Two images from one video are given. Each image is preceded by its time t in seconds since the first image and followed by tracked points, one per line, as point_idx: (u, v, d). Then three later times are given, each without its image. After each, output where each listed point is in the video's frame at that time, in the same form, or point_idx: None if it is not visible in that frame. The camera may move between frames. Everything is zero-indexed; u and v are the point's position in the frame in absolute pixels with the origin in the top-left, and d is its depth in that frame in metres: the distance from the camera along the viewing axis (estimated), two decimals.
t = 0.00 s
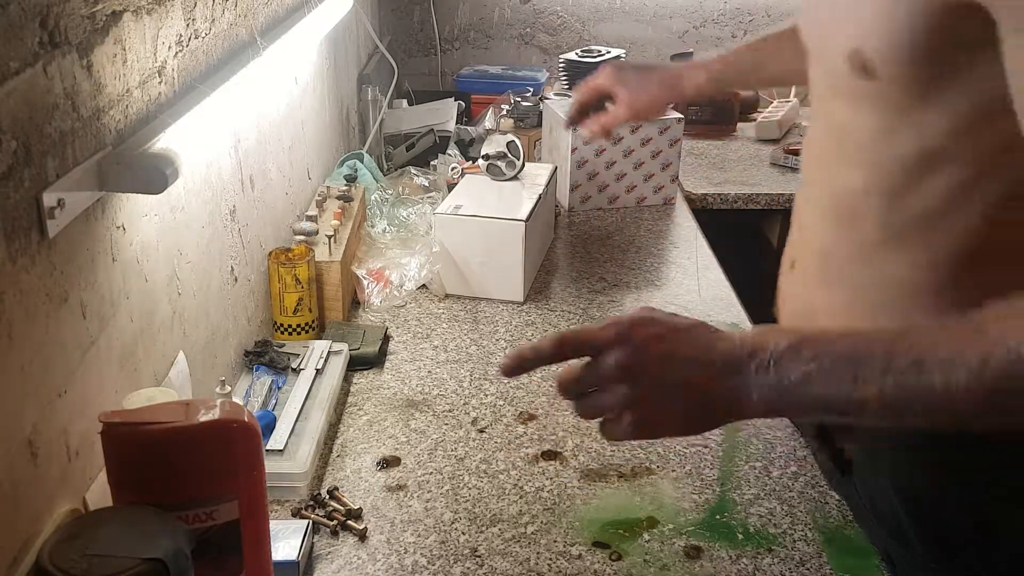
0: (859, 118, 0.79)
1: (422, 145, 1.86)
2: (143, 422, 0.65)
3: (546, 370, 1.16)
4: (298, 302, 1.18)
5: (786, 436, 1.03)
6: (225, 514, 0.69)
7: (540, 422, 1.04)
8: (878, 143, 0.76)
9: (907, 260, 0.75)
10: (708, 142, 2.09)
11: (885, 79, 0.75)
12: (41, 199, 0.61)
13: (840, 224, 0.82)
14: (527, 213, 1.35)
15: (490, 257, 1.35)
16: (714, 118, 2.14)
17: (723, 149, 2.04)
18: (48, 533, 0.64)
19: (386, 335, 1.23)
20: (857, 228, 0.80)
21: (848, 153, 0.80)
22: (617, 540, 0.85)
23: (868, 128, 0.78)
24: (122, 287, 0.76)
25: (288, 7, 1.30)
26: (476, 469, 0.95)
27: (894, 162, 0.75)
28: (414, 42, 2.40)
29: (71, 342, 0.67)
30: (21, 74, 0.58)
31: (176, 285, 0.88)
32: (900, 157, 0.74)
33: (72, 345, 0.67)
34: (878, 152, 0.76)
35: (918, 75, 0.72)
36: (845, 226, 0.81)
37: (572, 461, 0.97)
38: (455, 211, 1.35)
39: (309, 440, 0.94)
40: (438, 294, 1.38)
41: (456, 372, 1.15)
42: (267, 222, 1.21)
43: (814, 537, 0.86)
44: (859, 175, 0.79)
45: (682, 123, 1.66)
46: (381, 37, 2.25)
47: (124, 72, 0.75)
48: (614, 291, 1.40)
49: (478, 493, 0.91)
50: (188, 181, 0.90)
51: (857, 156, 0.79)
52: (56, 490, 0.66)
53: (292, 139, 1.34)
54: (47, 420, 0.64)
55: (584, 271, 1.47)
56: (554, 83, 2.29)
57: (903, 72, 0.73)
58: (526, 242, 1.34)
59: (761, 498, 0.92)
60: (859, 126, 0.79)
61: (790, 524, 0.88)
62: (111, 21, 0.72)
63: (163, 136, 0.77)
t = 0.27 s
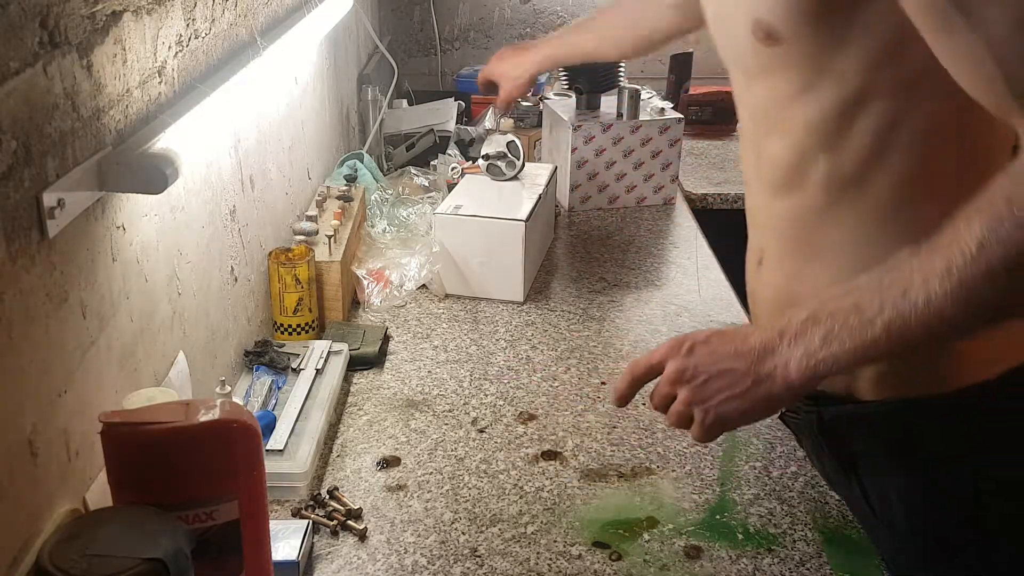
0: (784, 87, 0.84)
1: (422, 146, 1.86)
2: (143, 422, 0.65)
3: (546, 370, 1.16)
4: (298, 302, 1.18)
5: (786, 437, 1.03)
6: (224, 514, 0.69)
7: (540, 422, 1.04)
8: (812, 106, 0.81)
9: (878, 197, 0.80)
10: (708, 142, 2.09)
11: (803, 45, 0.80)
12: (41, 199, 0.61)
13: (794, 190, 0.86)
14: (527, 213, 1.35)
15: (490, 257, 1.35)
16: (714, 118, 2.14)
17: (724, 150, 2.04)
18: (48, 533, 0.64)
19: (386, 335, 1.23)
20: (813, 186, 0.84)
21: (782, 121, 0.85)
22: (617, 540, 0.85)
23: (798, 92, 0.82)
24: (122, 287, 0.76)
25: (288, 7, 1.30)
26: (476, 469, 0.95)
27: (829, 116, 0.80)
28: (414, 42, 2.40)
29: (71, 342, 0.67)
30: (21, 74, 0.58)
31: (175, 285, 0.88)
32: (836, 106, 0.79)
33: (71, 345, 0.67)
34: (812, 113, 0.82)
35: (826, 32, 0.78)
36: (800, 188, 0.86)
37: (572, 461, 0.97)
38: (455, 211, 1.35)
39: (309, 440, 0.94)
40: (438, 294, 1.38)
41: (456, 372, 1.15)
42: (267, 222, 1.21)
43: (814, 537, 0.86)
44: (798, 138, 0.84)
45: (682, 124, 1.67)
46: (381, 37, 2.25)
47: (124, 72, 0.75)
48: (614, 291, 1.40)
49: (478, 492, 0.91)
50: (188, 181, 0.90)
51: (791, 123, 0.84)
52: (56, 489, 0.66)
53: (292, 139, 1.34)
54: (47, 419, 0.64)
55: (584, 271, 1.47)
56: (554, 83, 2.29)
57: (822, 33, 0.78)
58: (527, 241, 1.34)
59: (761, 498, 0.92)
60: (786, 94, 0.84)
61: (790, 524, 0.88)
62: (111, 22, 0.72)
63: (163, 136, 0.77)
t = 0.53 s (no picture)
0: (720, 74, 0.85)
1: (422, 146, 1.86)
2: (143, 422, 0.65)
3: (546, 370, 1.16)
4: (298, 302, 1.18)
5: (786, 436, 1.03)
6: (225, 514, 0.69)
7: (540, 422, 1.04)
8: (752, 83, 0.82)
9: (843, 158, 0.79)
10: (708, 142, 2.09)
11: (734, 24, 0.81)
12: (41, 199, 0.61)
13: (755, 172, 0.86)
14: (527, 213, 1.35)
15: (490, 257, 1.35)
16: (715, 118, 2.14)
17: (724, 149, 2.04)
18: (48, 533, 0.64)
19: (386, 335, 1.23)
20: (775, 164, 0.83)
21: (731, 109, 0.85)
22: (617, 540, 0.85)
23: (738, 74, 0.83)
24: (122, 286, 0.76)
25: (288, 6, 1.30)
26: (476, 469, 0.95)
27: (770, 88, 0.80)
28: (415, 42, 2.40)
29: (71, 342, 0.67)
30: (21, 74, 0.58)
31: (176, 285, 0.88)
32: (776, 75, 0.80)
33: (72, 345, 0.67)
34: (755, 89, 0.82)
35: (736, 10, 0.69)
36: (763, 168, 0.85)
37: (572, 461, 0.97)
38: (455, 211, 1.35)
39: (309, 440, 0.94)
40: (438, 294, 1.38)
41: (456, 372, 1.15)
42: (267, 223, 1.21)
43: (814, 537, 0.86)
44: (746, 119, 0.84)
45: (682, 123, 1.63)
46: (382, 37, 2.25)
47: (124, 72, 0.75)
48: (614, 291, 1.40)
49: (478, 492, 0.91)
50: (188, 181, 0.90)
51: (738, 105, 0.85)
52: (56, 489, 0.66)
53: (292, 138, 1.34)
54: (47, 419, 0.64)
55: (584, 271, 1.47)
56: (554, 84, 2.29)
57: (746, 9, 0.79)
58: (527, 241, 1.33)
59: (760, 498, 0.92)
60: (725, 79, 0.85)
61: (790, 524, 0.88)
62: (111, 22, 0.72)
63: (164, 135, 0.77)
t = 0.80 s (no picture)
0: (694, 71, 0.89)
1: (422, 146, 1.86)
2: (142, 422, 0.65)
3: (546, 370, 1.16)
4: (298, 302, 1.18)
5: (786, 436, 1.03)
6: (225, 514, 0.69)
7: (540, 422, 1.04)
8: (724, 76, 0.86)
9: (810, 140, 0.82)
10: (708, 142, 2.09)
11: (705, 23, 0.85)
12: (41, 199, 0.61)
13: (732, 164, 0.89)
14: (527, 213, 1.35)
15: (490, 257, 1.35)
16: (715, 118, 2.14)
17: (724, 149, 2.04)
18: (48, 533, 0.64)
19: (386, 335, 1.23)
20: (747, 155, 0.87)
21: (708, 106, 0.90)
22: (617, 540, 0.85)
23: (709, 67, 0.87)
24: (122, 286, 0.76)
25: (288, 6, 1.30)
26: (476, 469, 0.95)
27: (746, 78, 0.84)
28: (415, 42, 2.39)
29: (70, 342, 0.67)
30: (21, 74, 0.58)
31: (176, 285, 0.88)
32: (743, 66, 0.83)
33: (71, 345, 0.67)
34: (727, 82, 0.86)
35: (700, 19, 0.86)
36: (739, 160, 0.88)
37: (571, 461, 0.97)
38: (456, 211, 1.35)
39: (309, 440, 0.94)
40: (438, 294, 1.38)
41: (456, 372, 1.15)
42: (267, 223, 1.21)
43: (814, 537, 0.86)
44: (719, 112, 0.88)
45: (682, 124, 1.67)
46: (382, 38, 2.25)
47: (124, 72, 0.75)
48: (614, 291, 1.40)
49: (478, 492, 0.91)
50: (188, 180, 0.90)
51: (713, 100, 0.88)
52: (56, 489, 0.66)
53: (292, 138, 1.34)
54: (47, 419, 0.64)
55: (584, 271, 1.47)
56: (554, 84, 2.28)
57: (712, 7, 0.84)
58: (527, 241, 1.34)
59: (761, 498, 0.92)
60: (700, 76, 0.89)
61: (790, 524, 0.88)
62: (111, 21, 0.72)
63: (163, 135, 0.77)
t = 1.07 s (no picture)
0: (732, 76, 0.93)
1: (422, 146, 1.85)
2: (142, 422, 0.65)
3: (546, 370, 1.16)
4: (298, 302, 1.18)
5: (786, 436, 1.03)
6: (224, 514, 0.69)
7: (540, 422, 1.04)
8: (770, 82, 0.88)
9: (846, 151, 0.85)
10: (708, 142, 2.09)
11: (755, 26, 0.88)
12: (41, 199, 0.61)
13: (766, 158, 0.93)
14: (527, 213, 1.35)
15: (490, 257, 1.35)
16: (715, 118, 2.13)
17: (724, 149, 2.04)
18: (48, 533, 0.64)
19: (386, 335, 1.23)
20: (782, 156, 0.91)
21: (743, 102, 0.93)
22: (617, 540, 0.85)
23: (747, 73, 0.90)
24: (122, 286, 0.76)
25: (288, 6, 1.29)
26: (476, 469, 0.95)
27: (788, 81, 0.87)
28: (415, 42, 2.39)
29: (70, 342, 0.67)
30: (21, 75, 0.58)
31: (176, 285, 0.88)
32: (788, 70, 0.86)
33: (71, 345, 0.67)
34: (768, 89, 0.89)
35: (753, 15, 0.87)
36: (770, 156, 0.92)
37: (572, 461, 0.97)
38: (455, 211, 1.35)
39: (309, 440, 0.94)
40: (438, 294, 1.38)
41: (456, 372, 1.15)
42: (267, 223, 1.21)
43: (814, 537, 0.86)
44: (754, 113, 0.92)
45: (682, 124, 1.67)
46: (381, 38, 2.24)
47: (124, 72, 0.75)
48: (614, 291, 1.40)
49: (478, 492, 0.91)
50: (188, 180, 0.90)
51: (753, 102, 0.91)
52: (56, 489, 0.66)
53: (292, 138, 1.34)
54: (47, 419, 0.64)
55: (584, 271, 1.47)
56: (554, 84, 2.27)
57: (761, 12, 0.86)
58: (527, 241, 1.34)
59: (760, 498, 0.92)
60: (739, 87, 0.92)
61: (790, 524, 0.88)
62: (111, 21, 0.72)
63: (163, 136, 0.77)
